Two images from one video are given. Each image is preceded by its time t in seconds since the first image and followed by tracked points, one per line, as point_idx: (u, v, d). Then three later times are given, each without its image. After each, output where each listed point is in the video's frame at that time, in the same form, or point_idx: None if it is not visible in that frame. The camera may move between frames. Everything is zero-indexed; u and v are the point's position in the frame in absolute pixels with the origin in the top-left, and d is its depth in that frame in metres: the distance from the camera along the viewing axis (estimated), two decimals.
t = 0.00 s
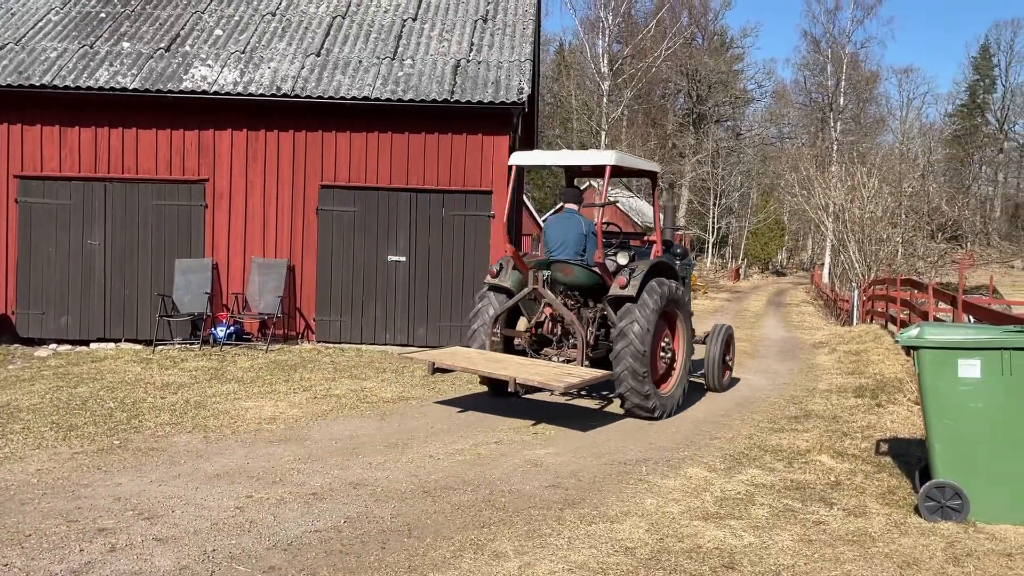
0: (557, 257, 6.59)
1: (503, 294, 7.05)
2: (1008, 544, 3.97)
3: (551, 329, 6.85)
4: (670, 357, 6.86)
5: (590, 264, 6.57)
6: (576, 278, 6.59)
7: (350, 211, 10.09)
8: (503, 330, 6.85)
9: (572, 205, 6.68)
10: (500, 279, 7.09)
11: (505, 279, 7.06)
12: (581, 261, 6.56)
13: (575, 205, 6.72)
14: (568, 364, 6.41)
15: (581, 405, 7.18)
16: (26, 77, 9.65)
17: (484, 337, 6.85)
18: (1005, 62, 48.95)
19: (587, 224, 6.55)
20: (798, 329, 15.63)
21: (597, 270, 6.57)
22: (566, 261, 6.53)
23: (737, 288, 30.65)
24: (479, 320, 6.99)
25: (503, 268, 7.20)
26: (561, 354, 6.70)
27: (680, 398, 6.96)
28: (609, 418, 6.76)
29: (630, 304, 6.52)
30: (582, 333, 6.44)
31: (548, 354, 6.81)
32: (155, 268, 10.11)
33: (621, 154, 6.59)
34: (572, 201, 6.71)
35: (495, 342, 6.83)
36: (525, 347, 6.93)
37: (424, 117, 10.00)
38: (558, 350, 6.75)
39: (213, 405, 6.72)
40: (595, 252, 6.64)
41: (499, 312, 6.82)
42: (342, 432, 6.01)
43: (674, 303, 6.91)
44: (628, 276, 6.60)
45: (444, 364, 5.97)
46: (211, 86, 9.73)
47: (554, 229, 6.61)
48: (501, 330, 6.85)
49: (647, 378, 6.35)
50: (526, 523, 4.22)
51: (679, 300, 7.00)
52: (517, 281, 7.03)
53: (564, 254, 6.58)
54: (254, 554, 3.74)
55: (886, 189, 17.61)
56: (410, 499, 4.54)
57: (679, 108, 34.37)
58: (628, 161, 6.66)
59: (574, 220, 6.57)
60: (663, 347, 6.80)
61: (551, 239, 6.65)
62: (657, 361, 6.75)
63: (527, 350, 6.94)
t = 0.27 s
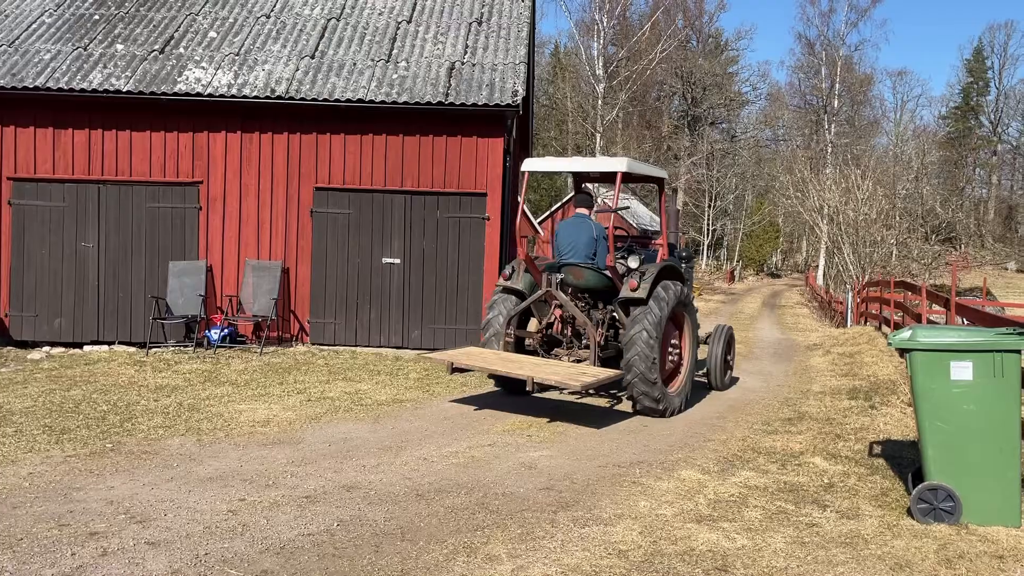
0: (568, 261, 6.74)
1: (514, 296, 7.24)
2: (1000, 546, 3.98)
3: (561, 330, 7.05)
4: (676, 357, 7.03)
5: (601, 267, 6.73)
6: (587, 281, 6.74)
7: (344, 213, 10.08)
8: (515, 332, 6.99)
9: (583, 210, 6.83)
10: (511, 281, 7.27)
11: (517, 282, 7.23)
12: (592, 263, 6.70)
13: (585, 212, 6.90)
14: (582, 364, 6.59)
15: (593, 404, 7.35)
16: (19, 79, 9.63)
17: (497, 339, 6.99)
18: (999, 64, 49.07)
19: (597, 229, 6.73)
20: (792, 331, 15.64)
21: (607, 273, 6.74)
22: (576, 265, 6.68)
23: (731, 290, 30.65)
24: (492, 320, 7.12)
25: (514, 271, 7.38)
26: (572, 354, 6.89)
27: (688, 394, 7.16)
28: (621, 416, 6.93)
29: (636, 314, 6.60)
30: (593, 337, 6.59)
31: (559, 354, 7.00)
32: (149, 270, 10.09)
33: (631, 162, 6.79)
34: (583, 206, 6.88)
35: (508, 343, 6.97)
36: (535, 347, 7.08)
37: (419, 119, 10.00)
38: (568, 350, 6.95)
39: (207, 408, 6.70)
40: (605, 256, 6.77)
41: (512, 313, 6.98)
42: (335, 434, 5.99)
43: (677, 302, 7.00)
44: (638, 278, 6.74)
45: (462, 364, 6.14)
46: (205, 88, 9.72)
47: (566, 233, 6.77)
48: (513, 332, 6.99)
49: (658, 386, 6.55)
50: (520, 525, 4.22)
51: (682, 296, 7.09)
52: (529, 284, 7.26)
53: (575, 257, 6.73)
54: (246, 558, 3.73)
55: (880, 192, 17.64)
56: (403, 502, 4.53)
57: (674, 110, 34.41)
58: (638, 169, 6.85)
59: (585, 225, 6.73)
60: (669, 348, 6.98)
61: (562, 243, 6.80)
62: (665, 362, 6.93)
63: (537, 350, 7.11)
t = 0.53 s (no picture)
0: (580, 263, 6.96)
1: (527, 297, 7.43)
2: (996, 549, 3.98)
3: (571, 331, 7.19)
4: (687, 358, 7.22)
5: (612, 270, 6.94)
6: (598, 283, 6.97)
7: (341, 215, 10.07)
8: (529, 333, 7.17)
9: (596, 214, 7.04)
10: (525, 283, 7.50)
11: (530, 284, 7.44)
12: (603, 266, 6.92)
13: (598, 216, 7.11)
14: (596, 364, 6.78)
15: (603, 403, 7.51)
16: (15, 81, 9.61)
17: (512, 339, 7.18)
18: (995, 67, 49.17)
19: (609, 233, 6.94)
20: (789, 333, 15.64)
21: (619, 276, 6.96)
22: (589, 268, 6.90)
23: (729, 292, 30.68)
24: (505, 321, 7.33)
25: (528, 273, 7.61)
26: (584, 354, 7.07)
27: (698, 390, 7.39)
28: (630, 416, 7.07)
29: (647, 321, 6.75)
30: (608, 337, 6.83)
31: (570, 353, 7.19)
32: (145, 272, 10.07)
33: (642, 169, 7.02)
34: (595, 211, 7.07)
35: (522, 343, 7.15)
36: (547, 347, 7.25)
37: (415, 121, 9.99)
38: (580, 350, 7.14)
39: (202, 410, 6.68)
40: (618, 259, 6.98)
41: (526, 315, 7.17)
42: (330, 437, 5.97)
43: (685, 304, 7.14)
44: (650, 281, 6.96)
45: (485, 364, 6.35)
46: (202, 90, 9.72)
47: (579, 237, 6.98)
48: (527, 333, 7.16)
49: (671, 390, 6.76)
50: (515, 528, 4.21)
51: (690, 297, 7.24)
52: (542, 286, 7.47)
53: (587, 260, 6.94)
54: (241, 561, 3.72)
55: (877, 194, 17.66)
56: (398, 505, 4.52)
57: (671, 112, 34.46)
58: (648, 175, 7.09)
59: (598, 229, 6.94)
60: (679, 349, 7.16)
61: (574, 246, 7.02)
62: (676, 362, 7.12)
63: (550, 350, 7.27)
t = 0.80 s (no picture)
0: (591, 265, 7.06)
1: (539, 299, 7.57)
2: (994, 551, 3.97)
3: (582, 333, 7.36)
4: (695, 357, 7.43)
5: (623, 272, 7.04)
6: (609, 285, 7.05)
7: (339, 217, 10.06)
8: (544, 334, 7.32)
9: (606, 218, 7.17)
10: (537, 285, 7.63)
11: (542, 286, 7.60)
12: (614, 269, 7.01)
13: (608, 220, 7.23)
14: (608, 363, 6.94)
15: (615, 401, 7.69)
16: (13, 83, 9.61)
17: (527, 339, 7.32)
18: (993, 69, 49.25)
19: (620, 236, 7.07)
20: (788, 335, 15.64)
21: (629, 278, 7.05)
22: (599, 269, 6.99)
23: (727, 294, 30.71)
24: (518, 322, 7.45)
25: (540, 275, 7.75)
26: (595, 354, 7.28)
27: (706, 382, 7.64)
28: (634, 417, 7.12)
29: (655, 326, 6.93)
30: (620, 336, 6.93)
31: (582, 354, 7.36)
32: (143, 274, 10.06)
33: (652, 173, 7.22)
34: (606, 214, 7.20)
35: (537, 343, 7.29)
36: (558, 348, 7.41)
37: (413, 122, 9.98)
38: (591, 350, 7.32)
39: (199, 413, 6.67)
40: (628, 261, 7.10)
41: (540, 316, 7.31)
42: (327, 440, 5.96)
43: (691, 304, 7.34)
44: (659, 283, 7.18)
45: (507, 365, 6.41)
46: (200, 92, 9.71)
47: (590, 239, 7.10)
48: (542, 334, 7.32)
49: (682, 392, 7.00)
50: (513, 531, 4.21)
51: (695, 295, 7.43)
52: (554, 289, 7.61)
53: (598, 262, 7.04)
54: (237, 565, 3.71)
55: (876, 196, 17.67)
56: (396, 508, 4.51)
57: (669, 114, 34.50)
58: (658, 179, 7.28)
59: (609, 232, 7.06)
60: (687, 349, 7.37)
61: (585, 249, 7.14)
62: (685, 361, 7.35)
63: (561, 351, 7.42)
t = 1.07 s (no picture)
0: (602, 267, 7.33)
1: (552, 300, 7.71)
2: (993, 553, 3.96)
3: (593, 333, 7.58)
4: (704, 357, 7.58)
5: (634, 274, 7.29)
6: (620, 286, 7.29)
7: (338, 219, 10.05)
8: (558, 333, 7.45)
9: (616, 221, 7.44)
10: (549, 287, 7.80)
11: (554, 288, 7.76)
12: (624, 271, 7.28)
13: (620, 224, 7.52)
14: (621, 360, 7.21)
15: (624, 399, 7.90)
16: (11, 85, 9.60)
17: (542, 339, 7.42)
18: (993, 70, 49.29)
19: (629, 239, 7.34)
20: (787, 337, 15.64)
21: (640, 280, 7.28)
22: (610, 271, 7.24)
23: (727, 296, 30.74)
24: (530, 321, 7.57)
25: (552, 277, 7.91)
26: (607, 352, 7.50)
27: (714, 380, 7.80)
28: (633, 418, 7.12)
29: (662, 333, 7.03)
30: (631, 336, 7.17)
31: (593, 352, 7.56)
32: (141, 276, 10.05)
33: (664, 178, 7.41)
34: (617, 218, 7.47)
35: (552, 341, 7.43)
36: (570, 348, 7.56)
37: (411, 124, 9.99)
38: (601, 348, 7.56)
39: (197, 415, 6.66)
40: (638, 264, 7.39)
41: (553, 315, 7.44)
42: (324, 442, 5.95)
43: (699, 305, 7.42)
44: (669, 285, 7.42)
45: (526, 364, 6.52)
46: (198, 94, 9.71)
47: (601, 242, 7.37)
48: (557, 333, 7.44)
49: (692, 392, 7.15)
50: (510, 533, 4.20)
51: (703, 295, 7.51)
52: (566, 289, 7.78)
53: (609, 264, 7.30)
54: (233, 568, 3.69)
55: (875, 197, 17.69)
56: (393, 510, 4.50)
57: (669, 116, 34.51)
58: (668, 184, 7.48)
59: (619, 236, 7.34)
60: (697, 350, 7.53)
61: (597, 251, 7.40)
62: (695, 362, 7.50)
63: (573, 350, 7.57)
